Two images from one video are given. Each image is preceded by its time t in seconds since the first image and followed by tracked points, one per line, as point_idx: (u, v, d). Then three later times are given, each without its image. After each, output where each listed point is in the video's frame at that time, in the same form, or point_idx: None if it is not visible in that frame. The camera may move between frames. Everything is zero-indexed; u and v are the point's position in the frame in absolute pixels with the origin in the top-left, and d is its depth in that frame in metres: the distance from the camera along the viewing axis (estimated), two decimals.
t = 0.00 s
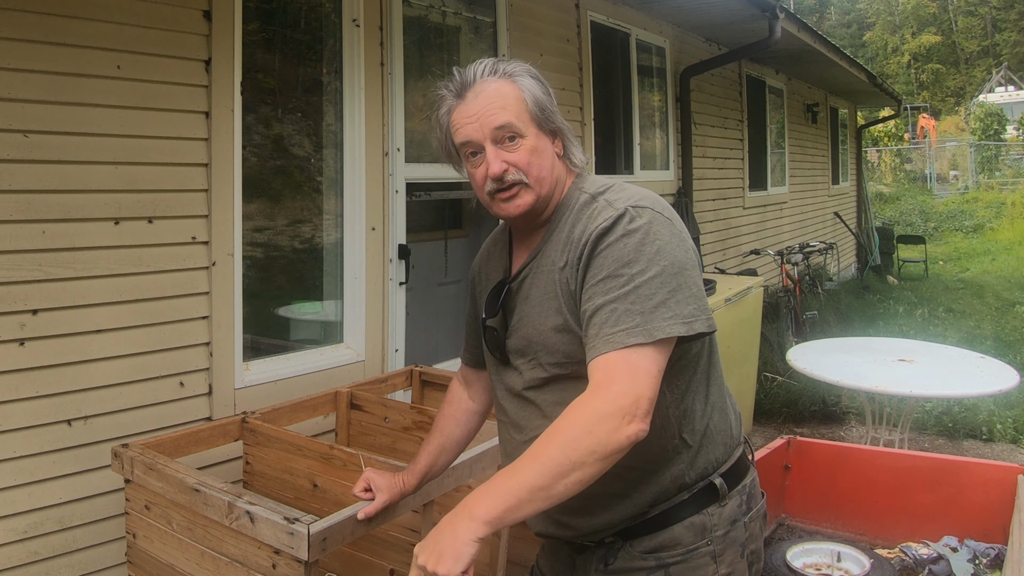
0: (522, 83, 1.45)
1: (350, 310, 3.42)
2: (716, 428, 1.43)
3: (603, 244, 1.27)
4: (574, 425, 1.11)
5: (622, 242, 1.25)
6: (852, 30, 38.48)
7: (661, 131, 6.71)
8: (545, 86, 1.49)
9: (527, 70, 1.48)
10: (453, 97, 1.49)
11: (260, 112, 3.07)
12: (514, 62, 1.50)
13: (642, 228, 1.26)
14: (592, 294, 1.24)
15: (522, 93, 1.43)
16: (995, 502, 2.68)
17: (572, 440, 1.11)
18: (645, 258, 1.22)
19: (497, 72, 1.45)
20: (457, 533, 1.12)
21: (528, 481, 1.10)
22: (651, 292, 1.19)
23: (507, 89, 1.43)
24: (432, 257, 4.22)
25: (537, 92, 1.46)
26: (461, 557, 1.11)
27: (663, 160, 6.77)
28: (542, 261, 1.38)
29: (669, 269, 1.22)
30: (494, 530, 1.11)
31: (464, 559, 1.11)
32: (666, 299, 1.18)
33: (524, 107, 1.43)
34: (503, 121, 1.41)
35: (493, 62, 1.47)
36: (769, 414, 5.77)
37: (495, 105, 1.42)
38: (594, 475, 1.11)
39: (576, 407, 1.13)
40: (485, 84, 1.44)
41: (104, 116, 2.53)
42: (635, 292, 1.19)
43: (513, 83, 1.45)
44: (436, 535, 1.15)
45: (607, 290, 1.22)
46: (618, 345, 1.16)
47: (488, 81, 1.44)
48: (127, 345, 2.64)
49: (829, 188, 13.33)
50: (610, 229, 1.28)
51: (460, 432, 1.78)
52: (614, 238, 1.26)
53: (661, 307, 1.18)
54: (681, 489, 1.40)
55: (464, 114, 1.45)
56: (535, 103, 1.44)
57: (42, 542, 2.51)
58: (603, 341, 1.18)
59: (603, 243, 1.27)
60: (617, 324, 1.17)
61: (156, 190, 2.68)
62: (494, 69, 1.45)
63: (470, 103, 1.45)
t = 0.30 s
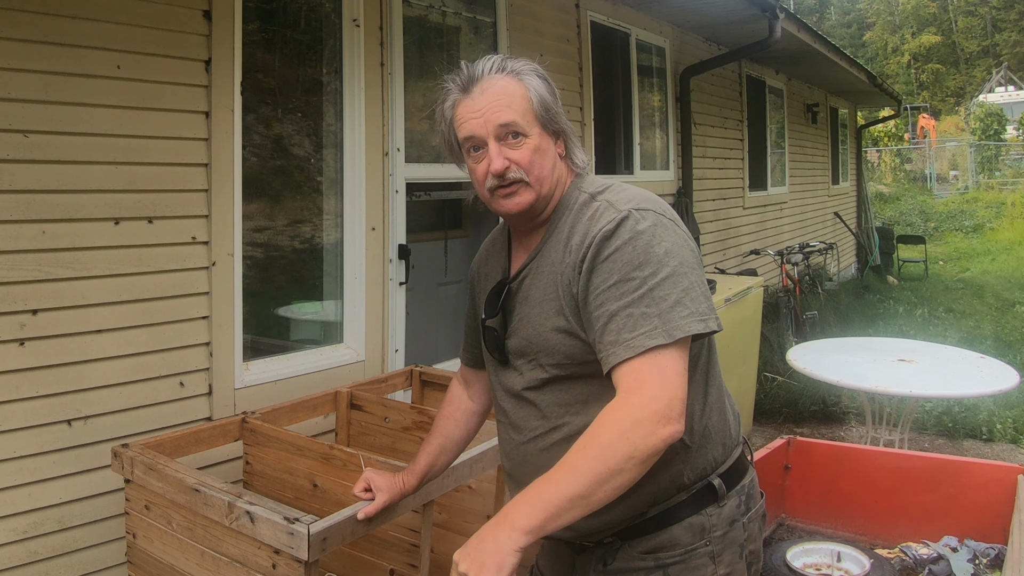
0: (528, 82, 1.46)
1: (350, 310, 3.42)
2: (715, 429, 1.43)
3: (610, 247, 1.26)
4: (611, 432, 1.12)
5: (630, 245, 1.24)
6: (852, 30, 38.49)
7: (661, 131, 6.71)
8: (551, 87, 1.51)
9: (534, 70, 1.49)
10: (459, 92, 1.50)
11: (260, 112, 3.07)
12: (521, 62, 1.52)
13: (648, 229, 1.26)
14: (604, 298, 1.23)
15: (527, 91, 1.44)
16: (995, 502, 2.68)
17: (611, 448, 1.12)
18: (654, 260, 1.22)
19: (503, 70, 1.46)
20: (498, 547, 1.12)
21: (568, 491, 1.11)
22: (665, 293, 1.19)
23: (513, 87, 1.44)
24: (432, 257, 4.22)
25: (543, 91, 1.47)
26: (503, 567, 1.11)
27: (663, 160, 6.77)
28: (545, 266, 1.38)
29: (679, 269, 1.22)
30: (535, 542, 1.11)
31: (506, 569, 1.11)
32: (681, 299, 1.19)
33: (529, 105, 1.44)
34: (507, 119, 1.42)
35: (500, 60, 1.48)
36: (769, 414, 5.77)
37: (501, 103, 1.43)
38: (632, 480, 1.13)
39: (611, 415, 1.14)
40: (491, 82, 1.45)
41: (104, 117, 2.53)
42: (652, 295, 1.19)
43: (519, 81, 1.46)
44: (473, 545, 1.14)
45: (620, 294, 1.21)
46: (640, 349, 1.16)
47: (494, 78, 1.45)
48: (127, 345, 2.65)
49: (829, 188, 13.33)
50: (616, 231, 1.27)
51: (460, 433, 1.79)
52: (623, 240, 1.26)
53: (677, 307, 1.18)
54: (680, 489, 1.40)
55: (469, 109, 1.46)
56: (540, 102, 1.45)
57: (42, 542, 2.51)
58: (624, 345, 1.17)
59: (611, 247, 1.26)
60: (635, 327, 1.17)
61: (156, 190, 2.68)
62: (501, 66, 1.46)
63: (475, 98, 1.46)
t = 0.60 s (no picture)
0: (528, 81, 1.46)
1: (350, 310, 3.42)
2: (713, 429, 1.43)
3: (623, 249, 1.25)
4: (667, 439, 1.15)
5: (644, 246, 1.24)
6: (852, 31, 38.50)
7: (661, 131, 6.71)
8: (552, 87, 1.50)
9: (536, 69, 1.49)
10: (460, 91, 1.51)
11: (260, 112, 3.07)
12: (523, 61, 1.52)
13: (660, 230, 1.26)
14: (620, 301, 1.23)
15: (527, 90, 1.44)
16: (995, 502, 2.68)
17: (668, 455, 1.15)
18: (670, 261, 1.22)
19: (505, 69, 1.47)
20: None
21: (639, 506, 1.14)
22: (682, 293, 1.20)
23: (513, 86, 1.45)
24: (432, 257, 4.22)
25: (544, 91, 1.47)
26: None
27: (663, 160, 6.77)
28: (552, 267, 1.36)
29: (694, 268, 1.23)
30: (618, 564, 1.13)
31: None
32: (698, 298, 1.19)
33: (529, 104, 1.44)
34: (507, 117, 1.43)
35: (502, 59, 1.48)
36: (769, 414, 5.77)
37: (500, 102, 1.43)
38: (692, 478, 1.16)
39: (660, 422, 1.16)
40: (492, 80, 1.46)
41: (104, 116, 2.53)
42: (672, 296, 1.19)
43: (520, 81, 1.46)
44: None
45: (638, 296, 1.21)
46: (663, 352, 1.17)
47: (495, 77, 1.46)
48: (127, 345, 2.65)
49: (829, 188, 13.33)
50: (628, 232, 1.26)
51: (460, 433, 1.79)
52: (635, 240, 1.25)
53: (696, 306, 1.19)
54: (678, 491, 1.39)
55: (469, 107, 1.47)
56: (540, 102, 1.45)
57: (42, 542, 2.51)
58: (645, 348, 1.19)
59: (623, 248, 1.25)
60: (656, 329, 1.18)
61: (156, 190, 2.68)
62: (502, 65, 1.47)
63: (475, 96, 1.47)
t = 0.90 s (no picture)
0: (527, 81, 1.47)
1: (350, 310, 3.42)
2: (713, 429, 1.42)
3: (627, 245, 1.25)
4: (701, 431, 1.15)
5: (649, 243, 1.24)
6: (852, 31, 38.51)
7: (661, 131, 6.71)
8: (552, 87, 1.51)
9: (535, 70, 1.50)
10: (459, 91, 1.51)
11: (260, 112, 3.07)
12: (523, 62, 1.52)
13: (664, 226, 1.25)
14: (626, 298, 1.23)
15: (526, 90, 1.45)
16: (995, 502, 2.68)
17: (704, 448, 1.15)
18: (675, 257, 1.22)
19: (504, 69, 1.47)
20: None
21: (680, 502, 1.14)
22: (689, 288, 1.19)
23: (512, 86, 1.45)
24: (432, 257, 4.22)
25: (543, 91, 1.47)
26: None
27: (663, 160, 6.78)
28: (556, 266, 1.36)
29: (699, 265, 1.23)
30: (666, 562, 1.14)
31: None
32: (704, 294, 1.19)
33: (528, 104, 1.45)
34: (506, 117, 1.43)
35: (502, 59, 1.49)
36: (769, 414, 5.77)
37: (499, 101, 1.44)
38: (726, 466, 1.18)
39: (691, 415, 1.16)
40: (491, 81, 1.46)
41: (105, 116, 2.53)
42: (680, 291, 1.19)
43: (519, 81, 1.47)
44: None
45: (644, 293, 1.21)
46: (671, 348, 1.18)
47: (494, 77, 1.46)
48: (127, 345, 2.65)
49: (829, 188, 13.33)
50: (632, 229, 1.26)
51: (460, 433, 1.79)
52: (640, 237, 1.25)
53: (705, 301, 1.19)
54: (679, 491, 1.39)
55: (468, 107, 1.47)
56: (539, 101, 1.45)
57: (42, 542, 2.51)
58: (654, 345, 1.19)
59: (628, 245, 1.25)
60: (663, 326, 1.19)
61: (156, 190, 2.68)
62: (501, 65, 1.47)
63: (474, 96, 1.47)
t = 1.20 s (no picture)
0: (528, 81, 1.46)
1: (350, 310, 3.42)
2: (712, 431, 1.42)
3: (642, 226, 1.26)
4: (744, 369, 1.13)
5: (662, 221, 1.25)
6: (852, 31, 38.51)
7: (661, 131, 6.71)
8: (552, 87, 1.50)
9: (535, 69, 1.49)
10: (460, 89, 1.51)
11: (260, 112, 3.07)
12: (525, 61, 1.52)
13: (669, 205, 1.28)
14: (653, 276, 1.22)
15: (526, 90, 1.44)
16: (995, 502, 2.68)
17: (751, 388, 1.12)
18: (688, 229, 1.24)
19: (505, 68, 1.47)
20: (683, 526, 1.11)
21: (724, 440, 1.12)
22: (710, 253, 1.21)
23: (513, 86, 1.45)
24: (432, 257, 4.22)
25: (544, 91, 1.47)
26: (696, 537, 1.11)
27: (663, 160, 6.77)
28: (564, 260, 1.35)
29: (710, 236, 1.26)
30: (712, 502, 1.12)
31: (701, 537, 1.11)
32: (726, 263, 1.19)
33: (528, 104, 1.44)
34: (505, 117, 1.43)
35: (503, 58, 1.48)
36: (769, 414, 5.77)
37: (499, 101, 1.44)
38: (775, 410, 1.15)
39: (733, 356, 1.14)
40: (492, 80, 1.46)
41: (105, 116, 2.53)
42: (706, 257, 1.20)
43: (520, 81, 1.46)
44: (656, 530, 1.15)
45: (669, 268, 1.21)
46: (712, 312, 1.17)
47: (495, 76, 1.46)
48: (127, 345, 2.65)
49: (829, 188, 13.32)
50: (642, 211, 1.28)
51: (460, 433, 1.79)
52: (653, 216, 1.26)
53: (728, 262, 1.20)
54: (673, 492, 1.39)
55: (468, 106, 1.47)
56: (538, 102, 1.45)
57: (42, 542, 2.51)
58: (693, 315, 1.19)
59: (643, 227, 1.26)
60: (699, 294, 1.18)
61: (157, 190, 2.68)
62: (502, 64, 1.47)
63: (475, 95, 1.47)
